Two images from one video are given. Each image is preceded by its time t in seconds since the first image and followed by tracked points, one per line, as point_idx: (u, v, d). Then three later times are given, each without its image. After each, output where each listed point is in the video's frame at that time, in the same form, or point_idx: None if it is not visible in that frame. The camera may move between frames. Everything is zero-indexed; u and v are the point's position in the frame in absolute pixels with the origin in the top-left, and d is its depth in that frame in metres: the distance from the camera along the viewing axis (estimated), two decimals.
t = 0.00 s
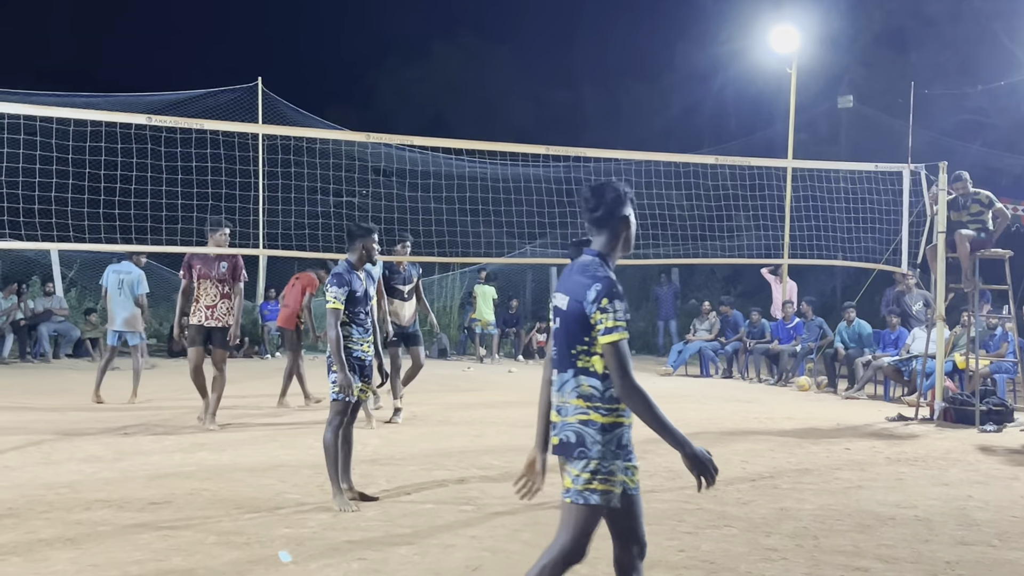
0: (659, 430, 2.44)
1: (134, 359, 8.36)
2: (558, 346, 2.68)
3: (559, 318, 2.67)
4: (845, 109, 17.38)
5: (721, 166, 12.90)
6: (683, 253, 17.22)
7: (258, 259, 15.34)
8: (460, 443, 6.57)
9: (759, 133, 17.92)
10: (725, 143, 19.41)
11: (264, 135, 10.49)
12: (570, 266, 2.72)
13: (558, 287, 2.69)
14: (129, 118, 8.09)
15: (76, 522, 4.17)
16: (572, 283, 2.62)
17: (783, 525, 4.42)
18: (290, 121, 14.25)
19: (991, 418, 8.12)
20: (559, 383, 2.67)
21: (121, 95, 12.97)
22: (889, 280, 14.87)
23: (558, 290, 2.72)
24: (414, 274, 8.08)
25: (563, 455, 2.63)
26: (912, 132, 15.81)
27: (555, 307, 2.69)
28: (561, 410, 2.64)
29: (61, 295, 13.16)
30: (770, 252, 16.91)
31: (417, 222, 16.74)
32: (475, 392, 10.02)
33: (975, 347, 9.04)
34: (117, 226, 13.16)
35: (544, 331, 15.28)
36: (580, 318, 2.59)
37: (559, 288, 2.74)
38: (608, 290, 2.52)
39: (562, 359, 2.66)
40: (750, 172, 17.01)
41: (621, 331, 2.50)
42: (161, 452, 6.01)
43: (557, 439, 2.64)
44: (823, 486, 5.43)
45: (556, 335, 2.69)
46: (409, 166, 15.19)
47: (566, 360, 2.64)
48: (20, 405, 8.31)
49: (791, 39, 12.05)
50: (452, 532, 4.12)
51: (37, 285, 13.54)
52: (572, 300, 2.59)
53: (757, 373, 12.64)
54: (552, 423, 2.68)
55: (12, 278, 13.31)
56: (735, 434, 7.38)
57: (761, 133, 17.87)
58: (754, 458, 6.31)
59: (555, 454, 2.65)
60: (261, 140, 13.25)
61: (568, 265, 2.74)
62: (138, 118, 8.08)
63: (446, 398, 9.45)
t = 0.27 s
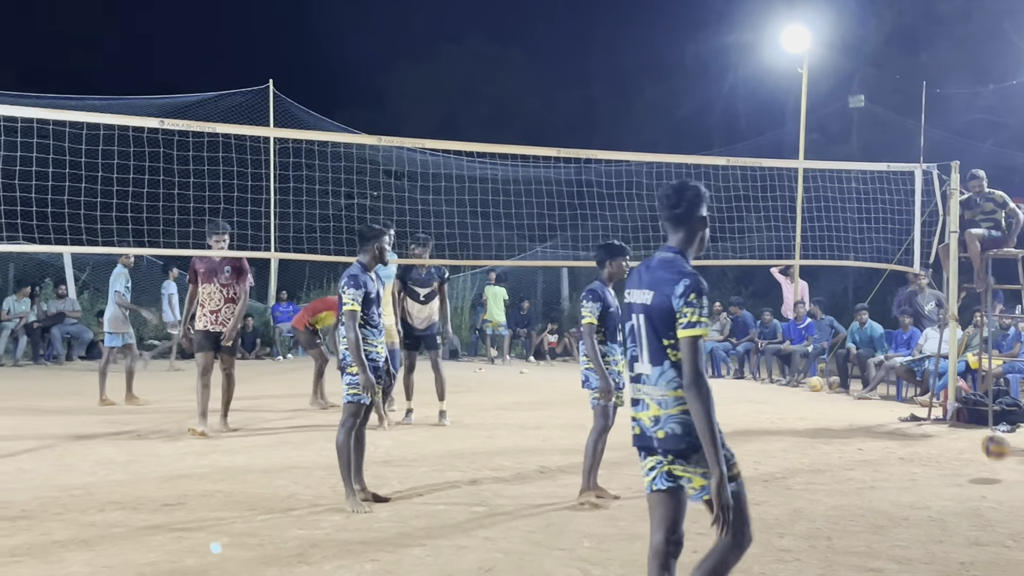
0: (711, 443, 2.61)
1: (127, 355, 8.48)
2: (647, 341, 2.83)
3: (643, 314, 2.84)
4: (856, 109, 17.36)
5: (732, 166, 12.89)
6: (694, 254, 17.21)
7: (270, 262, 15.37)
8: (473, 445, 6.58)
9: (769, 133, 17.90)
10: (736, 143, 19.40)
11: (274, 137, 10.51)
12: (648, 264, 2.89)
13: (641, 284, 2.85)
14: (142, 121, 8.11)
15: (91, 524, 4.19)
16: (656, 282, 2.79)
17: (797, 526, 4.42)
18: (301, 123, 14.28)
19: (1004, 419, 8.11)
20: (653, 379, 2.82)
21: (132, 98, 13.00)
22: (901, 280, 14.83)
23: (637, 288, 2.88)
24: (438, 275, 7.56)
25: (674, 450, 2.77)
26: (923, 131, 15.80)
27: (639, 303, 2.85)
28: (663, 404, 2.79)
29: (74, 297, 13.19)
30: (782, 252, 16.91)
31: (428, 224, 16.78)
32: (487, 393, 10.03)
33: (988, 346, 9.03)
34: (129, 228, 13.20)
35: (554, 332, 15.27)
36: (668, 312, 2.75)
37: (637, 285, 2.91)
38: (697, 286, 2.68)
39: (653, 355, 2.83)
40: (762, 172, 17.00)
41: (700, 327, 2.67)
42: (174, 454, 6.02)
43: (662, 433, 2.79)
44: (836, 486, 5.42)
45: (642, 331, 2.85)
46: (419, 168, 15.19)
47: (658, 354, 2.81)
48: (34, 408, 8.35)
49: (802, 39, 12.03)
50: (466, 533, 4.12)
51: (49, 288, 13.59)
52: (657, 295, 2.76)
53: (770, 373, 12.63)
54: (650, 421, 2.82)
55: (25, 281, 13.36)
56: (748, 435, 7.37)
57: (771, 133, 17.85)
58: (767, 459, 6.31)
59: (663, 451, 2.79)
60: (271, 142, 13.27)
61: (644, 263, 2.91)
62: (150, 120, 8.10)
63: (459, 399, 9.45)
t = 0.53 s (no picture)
0: (750, 423, 2.74)
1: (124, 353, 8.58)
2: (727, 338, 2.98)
3: (723, 312, 2.98)
4: (868, 107, 17.33)
5: (744, 165, 12.86)
6: (707, 252, 17.18)
7: (282, 262, 15.38)
8: (485, 445, 6.57)
9: (781, 131, 17.86)
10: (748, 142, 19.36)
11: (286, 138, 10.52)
12: (724, 266, 3.04)
13: (721, 284, 3.00)
14: (154, 121, 8.13)
15: (105, 524, 4.19)
16: (736, 281, 2.94)
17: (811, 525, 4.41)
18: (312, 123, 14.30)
19: (1018, 417, 8.08)
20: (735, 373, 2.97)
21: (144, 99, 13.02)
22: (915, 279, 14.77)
23: (715, 288, 3.03)
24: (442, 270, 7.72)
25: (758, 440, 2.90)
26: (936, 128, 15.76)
27: (719, 302, 2.99)
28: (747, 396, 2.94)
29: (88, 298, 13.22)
30: (795, 251, 16.88)
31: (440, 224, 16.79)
32: (499, 393, 10.02)
33: (1002, 345, 8.99)
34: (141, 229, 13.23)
35: (566, 332, 15.26)
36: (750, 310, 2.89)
37: (712, 285, 3.06)
38: (778, 285, 2.83)
39: (735, 350, 2.97)
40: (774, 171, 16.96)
41: (772, 322, 2.82)
42: (188, 454, 6.04)
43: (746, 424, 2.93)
44: (850, 486, 5.40)
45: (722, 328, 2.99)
46: (430, 168, 15.20)
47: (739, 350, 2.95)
48: (48, 408, 8.37)
49: (814, 36, 12.00)
50: (479, 533, 4.12)
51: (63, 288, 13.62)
52: (741, 293, 2.90)
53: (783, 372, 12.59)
54: (729, 414, 2.95)
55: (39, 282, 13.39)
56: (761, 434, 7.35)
57: (783, 131, 17.81)
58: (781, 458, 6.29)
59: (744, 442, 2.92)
60: (283, 142, 13.29)
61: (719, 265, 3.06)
62: (163, 121, 8.11)
63: (471, 399, 9.45)
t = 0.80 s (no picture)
0: (859, 419, 2.85)
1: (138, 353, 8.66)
2: (803, 327, 3.04)
3: (805, 303, 3.03)
4: (881, 104, 17.28)
5: (757, 163, 12.83)
6: (719, 251, 17.14)
7: (295, 262, 15.39)
8: (498, 443, 6.57)
9: (794, 129, 17.82)
10: (761, 140, 19.32)
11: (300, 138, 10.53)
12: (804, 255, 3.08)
13: (802, 275, 3.04)
14: (167, 121, 8.14)
15: (120, 524, 4.20)
16: (822, 273, 2.99)
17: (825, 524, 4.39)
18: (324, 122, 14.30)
19: None
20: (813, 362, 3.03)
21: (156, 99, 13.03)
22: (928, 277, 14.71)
23: (795, 276, 3.07)
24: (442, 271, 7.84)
25: (831, 425, 2.99)
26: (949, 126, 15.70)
27: (800, 292, 3.04)
28: (824, 382, 3.00)
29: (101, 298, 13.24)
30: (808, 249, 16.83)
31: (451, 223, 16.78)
32: (512, 392, 10.02)
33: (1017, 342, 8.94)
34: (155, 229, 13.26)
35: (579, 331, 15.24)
36: (835, 305, 2.96)
37: (789, 274, 3.10)
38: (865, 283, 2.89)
39: (812, 340, 3.03)
40: (787, 169, 16.91)
41: (863, 317, 2.89)
42: (202, 454, 6.05)
43: (819, 408, 3.00)
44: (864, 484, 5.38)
45: (799, 317, 3.05)
46: (442, 167, 15.18)
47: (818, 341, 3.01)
48: (63, 408, 8.39)
49: (827, 34, 11.96)
50: (493, 532, 4.12)
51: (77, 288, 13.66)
52: (830, 288, 2.96)
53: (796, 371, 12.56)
54: (803, 398, 3.03)
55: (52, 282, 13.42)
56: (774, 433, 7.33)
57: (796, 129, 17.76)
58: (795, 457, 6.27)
59: (818, 427, 3.01)
60: (295, 142, 13.30)
61: (799, 254, 3.10)
62: (176, 121, 8.13)
63: (484, 398, 9.45)
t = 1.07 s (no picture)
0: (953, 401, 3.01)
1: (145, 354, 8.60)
2: (866, 324, 3.11)
3: (869, 300, 3.12)
4: (895, 102, 17.23)
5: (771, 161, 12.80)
6: (733, 249, 17.12)
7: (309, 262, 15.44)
8: (513, 443, 6.57)
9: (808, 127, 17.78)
10: (775, 139, 19.28)
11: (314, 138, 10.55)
12: (859, 255, 3.18)
13: (864, 273, 3.13)
14: (182, 122, 8.16)
15: (136, 523, 4.22)
16: (888, 272, 3.10)
17: (840, 523, 4.38)
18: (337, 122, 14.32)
19: None
20: (874, 359, 3.11)
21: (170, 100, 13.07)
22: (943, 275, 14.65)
23: (854, 276, 3.16)
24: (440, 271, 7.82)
25: (877, 422, 3.08)
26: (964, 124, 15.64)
27: (864, 290, 3.12)
28: (878, 382, 3.09)
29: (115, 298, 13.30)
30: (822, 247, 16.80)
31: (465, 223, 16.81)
32: (526, 391, 10.02)
33: None
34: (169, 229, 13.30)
35: (592, 331, 15.20)
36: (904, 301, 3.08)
37: (846, 274, 3.17)
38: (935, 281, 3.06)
39: (872, 338, 3.11)
40: (801, 167, 16.88)
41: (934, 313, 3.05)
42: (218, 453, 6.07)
43: (870, 407, 3.08)
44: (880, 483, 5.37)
45: (863, 315, 3.12)
46: (456, 166, 15.18)
47: (882, 337, 3.10)
48: (79, 408, 8.43)
49: (840, 32, 11.92)
50: (507, 531, 4.12)
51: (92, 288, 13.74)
52: (900, 285, 3.08)
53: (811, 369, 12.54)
54: (856, 395, 3.11)
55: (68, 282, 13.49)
56: (789, 432, 7.32)
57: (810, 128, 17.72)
58: (810, 456, 6.26)
59: (863, 423, 3.11)
60: (309, 142, 13.32)
61: (851, 254, 3.20)
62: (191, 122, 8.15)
63: (498, 398, 9.45)
